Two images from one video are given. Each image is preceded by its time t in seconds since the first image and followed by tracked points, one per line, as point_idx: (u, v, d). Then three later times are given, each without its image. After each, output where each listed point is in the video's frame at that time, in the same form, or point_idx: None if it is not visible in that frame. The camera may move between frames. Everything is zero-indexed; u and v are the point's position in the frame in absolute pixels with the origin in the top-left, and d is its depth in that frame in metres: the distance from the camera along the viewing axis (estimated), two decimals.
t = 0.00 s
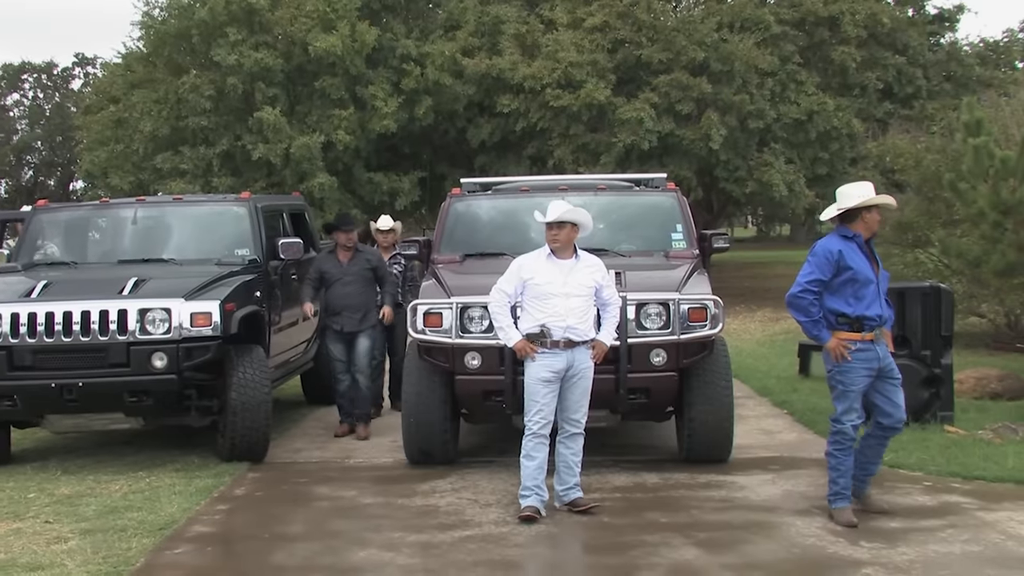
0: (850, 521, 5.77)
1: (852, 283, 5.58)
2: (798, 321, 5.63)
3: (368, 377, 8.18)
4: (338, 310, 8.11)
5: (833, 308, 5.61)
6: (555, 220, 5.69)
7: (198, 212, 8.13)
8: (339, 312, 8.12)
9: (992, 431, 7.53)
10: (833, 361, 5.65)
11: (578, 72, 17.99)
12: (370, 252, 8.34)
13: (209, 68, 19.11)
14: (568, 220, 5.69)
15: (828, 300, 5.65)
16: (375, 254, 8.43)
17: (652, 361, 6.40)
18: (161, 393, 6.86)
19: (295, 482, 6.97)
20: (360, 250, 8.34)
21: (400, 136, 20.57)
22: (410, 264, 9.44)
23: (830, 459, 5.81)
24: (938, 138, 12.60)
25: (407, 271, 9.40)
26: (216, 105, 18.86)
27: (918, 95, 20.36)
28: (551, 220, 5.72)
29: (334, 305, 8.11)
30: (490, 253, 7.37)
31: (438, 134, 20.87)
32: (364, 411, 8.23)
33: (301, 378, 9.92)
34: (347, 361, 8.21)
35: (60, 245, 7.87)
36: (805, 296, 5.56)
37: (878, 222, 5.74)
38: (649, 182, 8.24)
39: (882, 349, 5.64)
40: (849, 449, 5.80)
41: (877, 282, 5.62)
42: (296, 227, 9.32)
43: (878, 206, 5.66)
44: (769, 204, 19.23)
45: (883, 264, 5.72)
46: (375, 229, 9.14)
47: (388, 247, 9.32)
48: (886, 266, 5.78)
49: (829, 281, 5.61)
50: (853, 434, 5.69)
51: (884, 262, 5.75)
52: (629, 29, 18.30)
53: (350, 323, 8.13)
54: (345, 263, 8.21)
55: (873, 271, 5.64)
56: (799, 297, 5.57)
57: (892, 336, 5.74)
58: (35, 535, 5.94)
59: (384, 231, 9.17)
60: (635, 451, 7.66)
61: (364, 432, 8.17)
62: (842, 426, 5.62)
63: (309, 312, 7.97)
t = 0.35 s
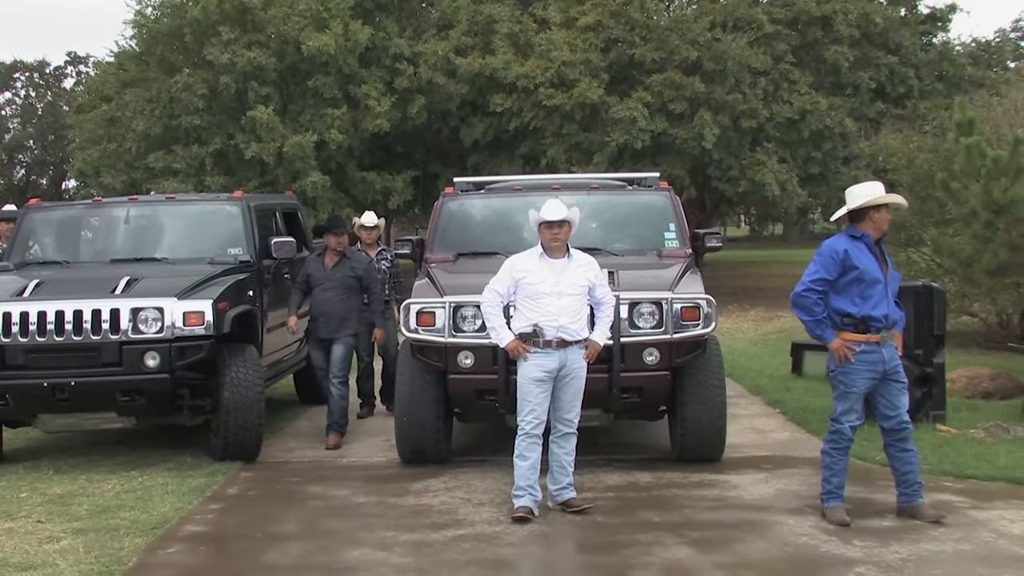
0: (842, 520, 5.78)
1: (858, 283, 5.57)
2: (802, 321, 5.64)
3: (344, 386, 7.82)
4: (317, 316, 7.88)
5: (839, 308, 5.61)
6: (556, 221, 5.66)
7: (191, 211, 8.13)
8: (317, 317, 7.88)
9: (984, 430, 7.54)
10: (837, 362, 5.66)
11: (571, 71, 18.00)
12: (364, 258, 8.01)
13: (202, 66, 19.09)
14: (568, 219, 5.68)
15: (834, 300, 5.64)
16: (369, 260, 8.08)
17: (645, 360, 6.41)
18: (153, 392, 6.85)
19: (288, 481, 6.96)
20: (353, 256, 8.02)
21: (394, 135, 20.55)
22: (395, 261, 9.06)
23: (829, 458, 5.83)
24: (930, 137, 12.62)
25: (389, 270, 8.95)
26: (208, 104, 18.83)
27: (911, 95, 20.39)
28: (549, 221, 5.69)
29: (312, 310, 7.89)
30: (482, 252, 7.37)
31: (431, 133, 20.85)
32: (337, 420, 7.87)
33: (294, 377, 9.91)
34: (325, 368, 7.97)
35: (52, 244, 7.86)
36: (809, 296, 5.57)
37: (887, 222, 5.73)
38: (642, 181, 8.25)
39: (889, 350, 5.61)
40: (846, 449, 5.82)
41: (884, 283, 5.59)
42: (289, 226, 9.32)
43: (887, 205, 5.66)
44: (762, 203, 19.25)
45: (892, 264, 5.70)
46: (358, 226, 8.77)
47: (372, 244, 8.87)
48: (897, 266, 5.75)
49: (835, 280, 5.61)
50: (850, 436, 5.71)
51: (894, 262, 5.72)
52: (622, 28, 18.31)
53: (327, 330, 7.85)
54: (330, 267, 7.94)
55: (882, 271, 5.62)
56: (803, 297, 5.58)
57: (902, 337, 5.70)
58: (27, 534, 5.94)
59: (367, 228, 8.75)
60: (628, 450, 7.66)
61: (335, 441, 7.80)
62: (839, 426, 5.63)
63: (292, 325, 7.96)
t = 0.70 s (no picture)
0: (834, 518, 5.80)
1: (869, 281, 5.50)
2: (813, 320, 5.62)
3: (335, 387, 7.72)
4: (304, 310, 7.60)
5: (850, 306, 5.55)
6: (566, 218, 5.69)
7: (183, 209, 8.11)
8: (304, 311, 7.59)
9: (975, 427, 7.56)
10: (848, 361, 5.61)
11: (563, 69, 18.00)
12: (348, 252, 7.84)
13: (193, 64, 19.06)
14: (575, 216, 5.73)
15: (846, 299, 5.59)
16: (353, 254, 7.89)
17: (637, 358, 6.42)
18: (145, 390, 6.85)
19: (280, 480, 6.96)
20: (338, 249, 7.85)
21: (386, 133, 20.53)
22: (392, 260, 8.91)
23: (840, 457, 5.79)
24: (921, 135, 12.65)
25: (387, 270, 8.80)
26: (200, 102, 18.81)
27: (903, 93, 20.43)
28: (557, 219, 5.70)
29: (298, 305, 7.60)
30: (474, 250, 7.37)
31: (423, 131, 20.83)
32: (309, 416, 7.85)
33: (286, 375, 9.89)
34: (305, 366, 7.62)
35: (43, 242, 7.84)
36: (818, 294, 5.55)
37: (906, 218, 5.59)
38: (634, 179, 8.24)
39: (903, 348, 5.51)
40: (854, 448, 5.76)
41: (898, 280, 5.48)
42: (281, 224, 9.30)
43: (902, 201, 5.53)
44: (754, 201, 19.26)
45: (909, 261, 5.57)
46: (356, 225, 8.72)
47: (368, 243, 8.82)
48: (917, 263, 5.62)
49: (847, 279, 5.55)
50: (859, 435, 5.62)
51: (912, 260, 5.59)
52: (614, 26, 18.31)
53: (315, 325, 7.60)
54: (316, 260, 7.72)
55: (896, 268, 5.52)
56: (812, 296, 5.57)
57: (926, 337, 5.59)
58: (19, 533, 5.92)
59: (363, 226, 8.71)
60: (620, 448, 7.66)
61: (299, 440, 7.79)
62: (848, 424, 5.52)
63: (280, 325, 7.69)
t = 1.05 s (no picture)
0: (835, 520, 5.77)
1: (860, 279, 5.51)
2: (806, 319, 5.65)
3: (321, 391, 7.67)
4: (288, 318, 7.36)
5: (841, 304, 5.57)
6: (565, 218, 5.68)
7: (174, 208, 8.11)
8: (289, 320, 7.35)
9: (966, 426, 7.58)
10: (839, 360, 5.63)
11: (555, 69, 17.99)
12: (323, 254, 7.60)
13: (185, 64, 19.03)
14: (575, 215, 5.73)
15: (839, 298, 5.60)
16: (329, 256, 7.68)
17: (628, 358, 6.42)
18: (137, 389, 6.84)
19: (272, 479, 6.95)
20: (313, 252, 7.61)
21: (378, 133, 20.53)
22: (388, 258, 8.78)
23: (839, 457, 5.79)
24: (912, 136, 12.68)
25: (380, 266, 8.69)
26: (192, 101, 18.79)
27: (894, 93, 20.47)
28: (556, 219, 5.68)
29: (281, 313, 7.35)
30: (466, 250, 7.36)
31: (415, 131, 20.82)
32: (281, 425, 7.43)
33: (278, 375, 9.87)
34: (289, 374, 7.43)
35: (34, 242, 7.82)
36: (808, 292, 5.58)
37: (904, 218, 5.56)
38: (626, 179, 8.24)
39: (894, 347, 5.49)
40: (851, 447, 5.77)
41: (889, 279, 5.47)
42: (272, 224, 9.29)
43: (897, 200, 5.50)
44: (746, 202, 19.29)
45: (904, 260, 5.54)
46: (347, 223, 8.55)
47: (361, 241, 8.71)
48: (915, 263, 5.58)
49: (839, 278, 5.58)
50: (856, 433, 5.59)
51: (909, 259, 5.55)
52: (606, 26, 18.32)
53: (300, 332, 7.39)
54: (297, 265, 7.47)
55: (889, 267, 5.51)
56: (804, 295, 5.61)
57: (925, 338, 5.54)
58: (10, 533, 5.91)
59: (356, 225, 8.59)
60: (611, 447, 7.67)
61: (279, 449, 7.38)
62: (841, 423, 5.55)
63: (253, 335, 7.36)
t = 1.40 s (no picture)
0: (832, 519, 5.78)
1: (848, 280, 5.53)
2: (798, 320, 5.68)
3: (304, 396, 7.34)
4: (269, 318, 7.14)
5: (831, 305, 5.59)
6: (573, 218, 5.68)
7: (171, 208, 8.11)
8: (271, 318, 7.13)
9: (961, 426, 7.57)
10: (830, 360, 5.64)
11: (552, 69, 17.99)
12: (303, 254, 7.43)
13: (182, 64, 19.02)
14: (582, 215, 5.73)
15: (830, 298, 5.62)
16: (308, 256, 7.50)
17: (625, 358, 6.43)
18: (133, 389, 6.84)
19: (269, 479, 6.95)
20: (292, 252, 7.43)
21: (375, 133, 20.53)
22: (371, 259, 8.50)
23: (831, 455, 5.81)
24: (908, 136, 12.69)
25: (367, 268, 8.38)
26: (189, 101, 18.78)
27: (890, 94, 20.51)
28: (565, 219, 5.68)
29: (263, 312, 7.12)
30: (463, 250, 7.36)
31: (412, 131, 20.82)
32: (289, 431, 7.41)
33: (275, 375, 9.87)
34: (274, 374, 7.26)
35: (31, 242, 7.81)
36: (798, 293, 5.62)
37: (892, 217, 5.57)
38: (623, 179, 8.24)
39: (883, 348, 5.48)
40: (844, 446, 5.80)
41: (877, 279, 5.47)
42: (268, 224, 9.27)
43: (882, 199, 5.51)
44: (743, 202, 19.29)
45: (894, 260, 5.53)
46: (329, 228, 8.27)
47: (344, 246, 8.42)
48: (908, 263, 5.56)
49: (829, 279, 5.60)
50: (850, 432, 5.60)
51: (901, 259, 5.53)
52: (603, 26, 18.32)
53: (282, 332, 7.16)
54: (277, 264, 7.26)
55: (878, 267, 5.51)
56: (795, 296, 5.65)
57: (917, 340, 5.52)
58: (6, 533, 5.91)
59: (338, 230, 8.25)
60: (608, 447, 7.68)
61: (275, 455, 7.33)
62: (835, 424, 5.57)
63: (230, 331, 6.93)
